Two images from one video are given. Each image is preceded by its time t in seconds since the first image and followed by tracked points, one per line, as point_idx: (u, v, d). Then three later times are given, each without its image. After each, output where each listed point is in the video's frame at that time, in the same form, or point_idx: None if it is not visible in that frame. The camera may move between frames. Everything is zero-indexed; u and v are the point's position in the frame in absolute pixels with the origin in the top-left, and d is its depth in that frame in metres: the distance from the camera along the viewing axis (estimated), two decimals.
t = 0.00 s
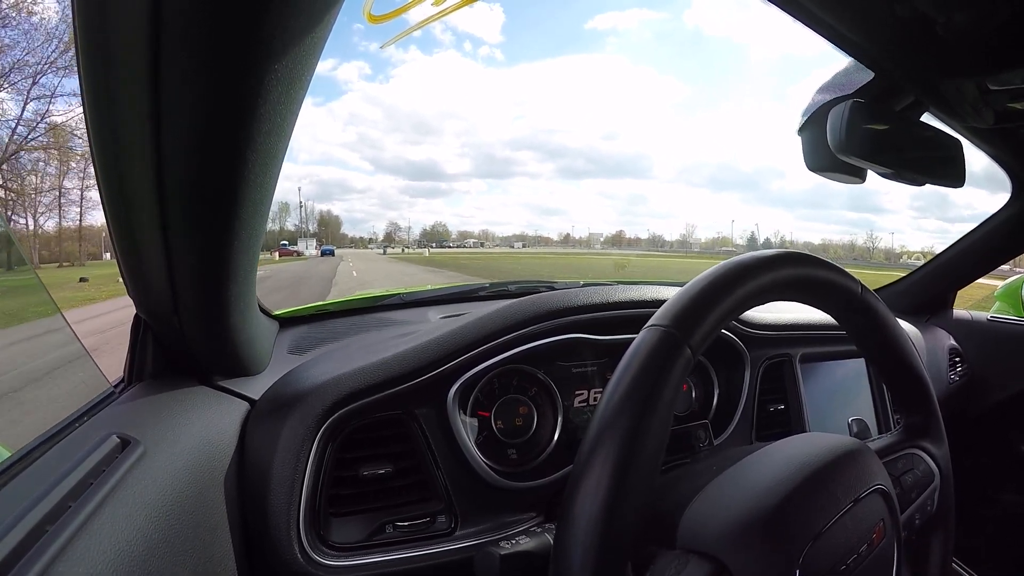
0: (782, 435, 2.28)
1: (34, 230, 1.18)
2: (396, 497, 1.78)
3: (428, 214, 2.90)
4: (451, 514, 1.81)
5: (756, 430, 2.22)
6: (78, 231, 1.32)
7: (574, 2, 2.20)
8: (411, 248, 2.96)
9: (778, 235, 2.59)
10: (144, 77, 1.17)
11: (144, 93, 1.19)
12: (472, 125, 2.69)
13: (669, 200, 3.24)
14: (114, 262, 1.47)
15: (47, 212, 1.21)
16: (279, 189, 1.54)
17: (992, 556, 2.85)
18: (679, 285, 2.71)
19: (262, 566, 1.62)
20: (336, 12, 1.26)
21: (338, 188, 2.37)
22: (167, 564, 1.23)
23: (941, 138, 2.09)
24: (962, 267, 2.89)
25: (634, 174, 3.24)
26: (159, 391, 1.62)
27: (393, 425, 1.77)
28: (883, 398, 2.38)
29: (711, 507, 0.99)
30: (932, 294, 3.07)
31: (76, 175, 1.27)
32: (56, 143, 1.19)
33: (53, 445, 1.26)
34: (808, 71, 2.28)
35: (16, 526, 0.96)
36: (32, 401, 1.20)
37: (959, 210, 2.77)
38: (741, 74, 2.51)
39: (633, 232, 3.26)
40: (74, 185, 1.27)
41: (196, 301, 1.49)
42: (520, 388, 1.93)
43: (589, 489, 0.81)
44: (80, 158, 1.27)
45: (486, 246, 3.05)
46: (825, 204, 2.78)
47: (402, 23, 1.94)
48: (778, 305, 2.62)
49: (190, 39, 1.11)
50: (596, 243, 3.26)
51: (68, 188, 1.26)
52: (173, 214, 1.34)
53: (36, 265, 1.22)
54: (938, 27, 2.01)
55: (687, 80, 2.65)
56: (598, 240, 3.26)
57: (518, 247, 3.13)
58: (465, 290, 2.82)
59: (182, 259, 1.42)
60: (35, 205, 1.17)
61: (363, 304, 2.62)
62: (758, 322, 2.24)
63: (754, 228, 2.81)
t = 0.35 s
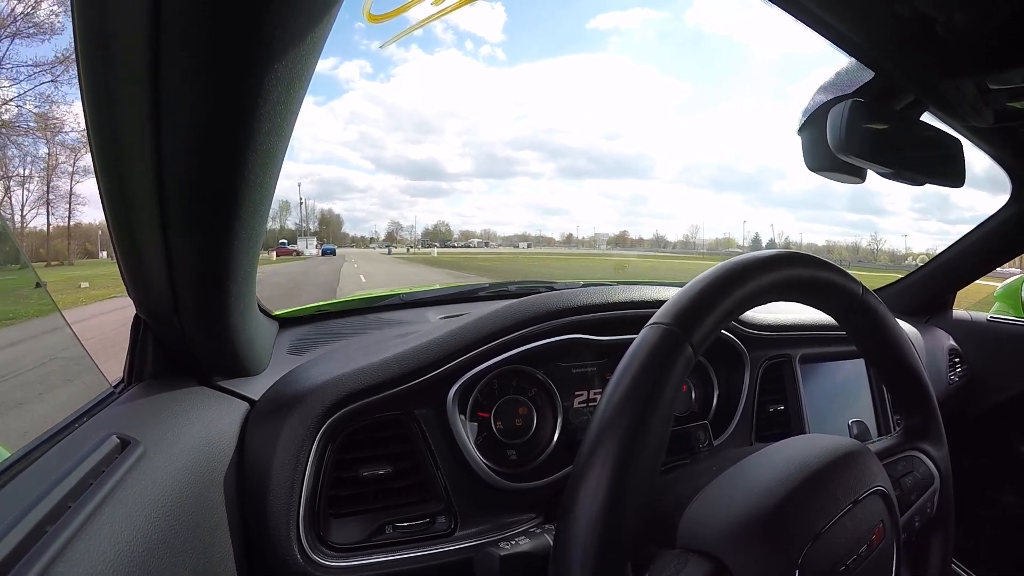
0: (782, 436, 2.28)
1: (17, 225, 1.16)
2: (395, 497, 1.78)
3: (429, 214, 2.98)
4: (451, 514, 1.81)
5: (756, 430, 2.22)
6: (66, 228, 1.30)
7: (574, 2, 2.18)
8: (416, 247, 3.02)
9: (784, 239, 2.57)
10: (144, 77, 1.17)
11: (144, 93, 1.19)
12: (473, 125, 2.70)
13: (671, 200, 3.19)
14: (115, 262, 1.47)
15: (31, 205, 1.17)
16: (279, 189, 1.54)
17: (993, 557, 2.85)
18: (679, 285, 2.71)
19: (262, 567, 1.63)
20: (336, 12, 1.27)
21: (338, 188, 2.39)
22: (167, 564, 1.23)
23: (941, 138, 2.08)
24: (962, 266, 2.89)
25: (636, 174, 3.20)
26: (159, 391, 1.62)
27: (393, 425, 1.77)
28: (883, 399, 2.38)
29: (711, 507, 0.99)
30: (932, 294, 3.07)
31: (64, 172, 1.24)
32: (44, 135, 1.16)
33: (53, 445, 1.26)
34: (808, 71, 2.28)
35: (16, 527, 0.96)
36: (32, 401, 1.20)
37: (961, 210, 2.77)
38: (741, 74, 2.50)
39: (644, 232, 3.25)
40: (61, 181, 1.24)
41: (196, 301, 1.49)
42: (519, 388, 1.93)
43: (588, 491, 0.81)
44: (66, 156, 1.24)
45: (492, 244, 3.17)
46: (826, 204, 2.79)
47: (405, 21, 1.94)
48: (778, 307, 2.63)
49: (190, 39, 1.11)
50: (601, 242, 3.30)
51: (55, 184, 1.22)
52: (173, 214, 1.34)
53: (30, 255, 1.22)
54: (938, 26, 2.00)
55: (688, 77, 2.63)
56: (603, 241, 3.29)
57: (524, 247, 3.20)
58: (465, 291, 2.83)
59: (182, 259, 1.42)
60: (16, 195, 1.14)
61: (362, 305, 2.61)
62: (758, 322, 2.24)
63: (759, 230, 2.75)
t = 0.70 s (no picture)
0: (781, 438, 2.28)
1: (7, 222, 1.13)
2: (395, 498, 1.78)
3: (432, 213, 3.02)
4: (451, 514, 1.81)
5: (756, 432, 2.22)
6: (55, 228, 1.27)
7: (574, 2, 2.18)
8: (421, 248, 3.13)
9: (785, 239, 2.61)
10: (145, 78, 1.17)
11: (144, 93, 1.19)
12: (475, 122, 2.68)
13: (672, 200, 3.18)
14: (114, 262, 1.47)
15: (17, 198, 1.15)
16: (280, 189, 1.54)
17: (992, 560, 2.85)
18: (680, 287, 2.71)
19: (261, 566, 1.63)
20: (337, 12, 1.26)
21: (339, 187, 2.39)
22: (166, 564, 1.22)
23: (942, 141, 2.08)
24: (961, 270, 2.90)
25: (638, 173, 3.21)
26: (159, 391, 1.62)
27: (393, 426, 1.78)
28: (882, 405, 2.38)
29: (711, 508, 0.99)
30: (931, 297, 3.08)
31: (53, 165, 1.23)
32: (30, 127, 1.15)
33: (53, 445, 1.26)
34: (809, 70, 2.30)
35: (16, 527, 0.96)
36: (32, 401, 1.20)
37: (962, 214, 2.77)
38: (741, 72, 2.52)
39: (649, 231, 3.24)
40: (50, 174, 1.23)
41: (196, 301, 1.49)
42: (519, 390, 1.93)
43: (588, 493, 0.81)
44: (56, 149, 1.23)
45: (496, 244, 3.20)
46: (826, 206, 2.78)
47: (407, 20, 1.94)
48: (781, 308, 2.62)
49: (190, 39, 1.12)
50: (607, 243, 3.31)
51: (43, 177, 1.21)
52: (173, 214, 1.34)
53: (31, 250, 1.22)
54: (938, 27, 2.00)
55: (688, 73, 2.60)
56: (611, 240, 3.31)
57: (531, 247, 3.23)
58: (464, 292, 2.79)
59: (182, 259, 1.42)
60: None
61: (365, 305, 2.60)
62: (759, 324, 2.24)
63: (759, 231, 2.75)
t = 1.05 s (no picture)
0: (782, 435, 2.28)
1: None
2: (396, 496, 1.78)
3: (431, 212, 2.97)
4: (452, 513, 1.81)
5: (757, 428, 2.22)
6: (41, 228, 1.21)
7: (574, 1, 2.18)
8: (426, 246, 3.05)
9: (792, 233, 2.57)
10: (144, 76, 1.17)
11: (144, 93, 1.19)
12: (476, 122, 2.67)
13: (674, 199, 3.23)
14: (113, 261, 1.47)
15: None
16: (280, 188, 1.54)
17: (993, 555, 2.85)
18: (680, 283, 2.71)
19: (262, 565, 1.63)
20: (337, 11, 1.26)
21: (340, 186, 2.38)
22: (167, 564, 1.23)
23: (941, 136, 2.08)
24: (962, 266, 2.89)
25: (639, 171, 3.30)
26: (159, 391, 1.62)
27: (393, 424, 1.77)
28: (883, 400, 2.39)
29: (711, 505, 0.98)
30: (932, 293, 3.07)
31: (40, 162, 1.20)
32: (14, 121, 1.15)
33: (54, 445, 1.26)
34: (811, 70, 2.27)
35: (16, 527, 0.96)
36: (33, 402, 1.20)
37: (964, 209, 2.77)
38: (742, 74, 2.52)
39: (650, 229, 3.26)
40: (36, 173, 1.19)
41: (196, 300, 1.49)
42: (520, 388, 1.93)
43: (588, 491, 0.81)
44: (41, 145, 1.21)
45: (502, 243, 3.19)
46: (828, 203, 2.79)
47: (406, 19, 1.94)
48: (783, 305, 2.61)
49: (190, 38, 1.11)
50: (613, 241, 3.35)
51: (29, 176, 1.17)
52: (172, 213, 1.34)
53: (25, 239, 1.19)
54: (938, 26, 1.99)
55: (689, 75, 2.60)
56: (615, 238, 3.35)
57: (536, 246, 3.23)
58: (464, 290, 2.79)
59: (182, 259, 1.41)
60: None
61: (364, 304, 2.60)
62: (759, 321, 2.24)
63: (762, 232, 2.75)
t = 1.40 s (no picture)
0: (782, 435, 2.28)
1: None
2: (396, 496, 1.78)
3: (431, 213, 2.94)
4: (452, 512, 1.81)
5: (757, 428, 2.22)
6: (28, 228, 1.17)
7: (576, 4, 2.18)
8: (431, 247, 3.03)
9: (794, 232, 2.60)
10: (144, 76, 1.17)
11: (145, 94, 1.19)
12: (477, 125, 2.73)
13: (677, 198, 3.20)
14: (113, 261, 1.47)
15: None
16: (280, 188, 1.54)
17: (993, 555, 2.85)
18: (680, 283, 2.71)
19: (262, 564, 1.63)
20: (337, 11, 1.26)
21: (341, 187, 2.39)
22: (167, 564, 1.23)
23: (940, 136, 2.08)
24: (962, 265, 2.88)
25: (639, 171, 3.28)
26: (159, 390, 1.62)
27: (393, 424, 1.77)
28: (883, 400, 2.38)
29: (712, 503, 0.98)
30: (932, 293, 3.07)
31: (26, 160, 1.16)
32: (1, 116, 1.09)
33: (53, 445, 1.26)
34: (813, 70, 2.28)
35: (15, 527, 0.96)
36: (34, 402, 1.20)
37: (965, 208, 2.77)
38: (743, 79, 2.55)
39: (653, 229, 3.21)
40: (23, 171, 1.15)
41: (196, 300, 1.49)
42: (520, 387, 1.93)
43: (589, 491, 0.81)
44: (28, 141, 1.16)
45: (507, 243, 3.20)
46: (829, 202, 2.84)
47: (406, 20, 1.94)
48: (779, 305, 2.63)
49: (190, 39, 1.12)
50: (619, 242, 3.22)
51: (16, 174, 1.14)
52: (173, 213, 1.34)
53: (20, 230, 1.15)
54: (938, 26, 1.99)
55: (696, 78, 2.61)
56: (623, 238, 3.21)
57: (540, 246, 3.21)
58: (466, 288, 2.83)
59: (182, 259, 1.41)
60: None
61: (362, 304, 2.61)
62: (760, 320, 2.23)
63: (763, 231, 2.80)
